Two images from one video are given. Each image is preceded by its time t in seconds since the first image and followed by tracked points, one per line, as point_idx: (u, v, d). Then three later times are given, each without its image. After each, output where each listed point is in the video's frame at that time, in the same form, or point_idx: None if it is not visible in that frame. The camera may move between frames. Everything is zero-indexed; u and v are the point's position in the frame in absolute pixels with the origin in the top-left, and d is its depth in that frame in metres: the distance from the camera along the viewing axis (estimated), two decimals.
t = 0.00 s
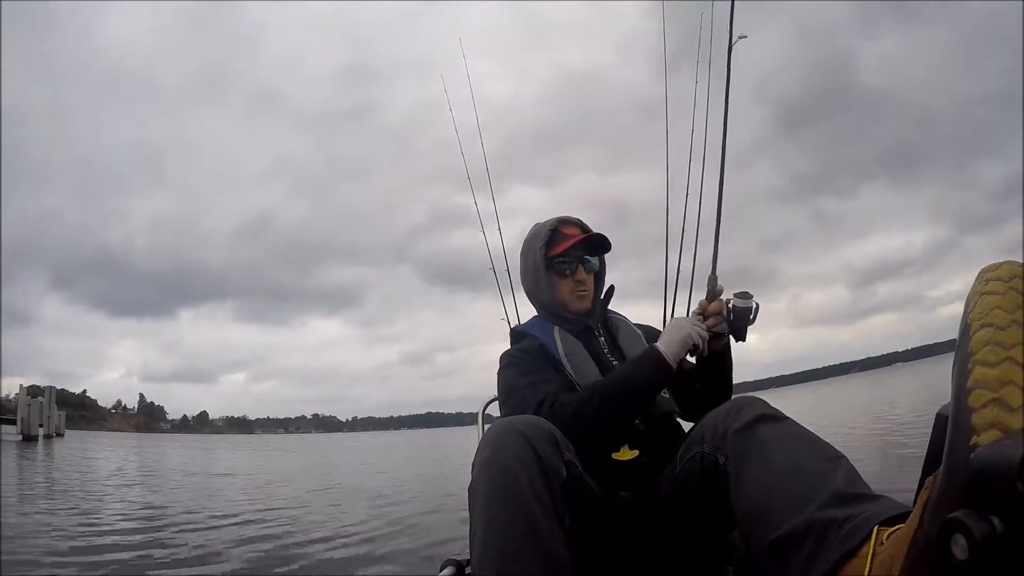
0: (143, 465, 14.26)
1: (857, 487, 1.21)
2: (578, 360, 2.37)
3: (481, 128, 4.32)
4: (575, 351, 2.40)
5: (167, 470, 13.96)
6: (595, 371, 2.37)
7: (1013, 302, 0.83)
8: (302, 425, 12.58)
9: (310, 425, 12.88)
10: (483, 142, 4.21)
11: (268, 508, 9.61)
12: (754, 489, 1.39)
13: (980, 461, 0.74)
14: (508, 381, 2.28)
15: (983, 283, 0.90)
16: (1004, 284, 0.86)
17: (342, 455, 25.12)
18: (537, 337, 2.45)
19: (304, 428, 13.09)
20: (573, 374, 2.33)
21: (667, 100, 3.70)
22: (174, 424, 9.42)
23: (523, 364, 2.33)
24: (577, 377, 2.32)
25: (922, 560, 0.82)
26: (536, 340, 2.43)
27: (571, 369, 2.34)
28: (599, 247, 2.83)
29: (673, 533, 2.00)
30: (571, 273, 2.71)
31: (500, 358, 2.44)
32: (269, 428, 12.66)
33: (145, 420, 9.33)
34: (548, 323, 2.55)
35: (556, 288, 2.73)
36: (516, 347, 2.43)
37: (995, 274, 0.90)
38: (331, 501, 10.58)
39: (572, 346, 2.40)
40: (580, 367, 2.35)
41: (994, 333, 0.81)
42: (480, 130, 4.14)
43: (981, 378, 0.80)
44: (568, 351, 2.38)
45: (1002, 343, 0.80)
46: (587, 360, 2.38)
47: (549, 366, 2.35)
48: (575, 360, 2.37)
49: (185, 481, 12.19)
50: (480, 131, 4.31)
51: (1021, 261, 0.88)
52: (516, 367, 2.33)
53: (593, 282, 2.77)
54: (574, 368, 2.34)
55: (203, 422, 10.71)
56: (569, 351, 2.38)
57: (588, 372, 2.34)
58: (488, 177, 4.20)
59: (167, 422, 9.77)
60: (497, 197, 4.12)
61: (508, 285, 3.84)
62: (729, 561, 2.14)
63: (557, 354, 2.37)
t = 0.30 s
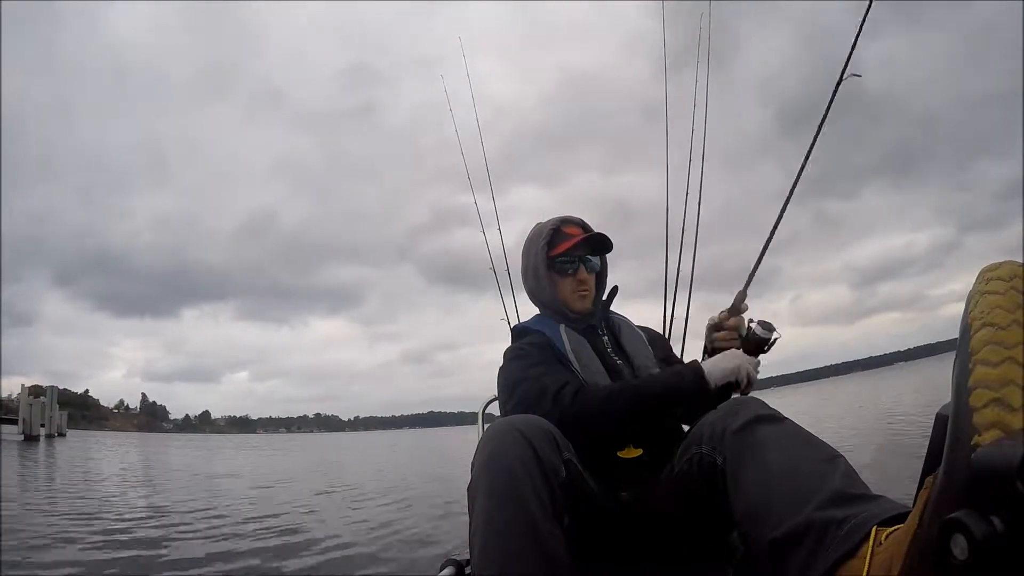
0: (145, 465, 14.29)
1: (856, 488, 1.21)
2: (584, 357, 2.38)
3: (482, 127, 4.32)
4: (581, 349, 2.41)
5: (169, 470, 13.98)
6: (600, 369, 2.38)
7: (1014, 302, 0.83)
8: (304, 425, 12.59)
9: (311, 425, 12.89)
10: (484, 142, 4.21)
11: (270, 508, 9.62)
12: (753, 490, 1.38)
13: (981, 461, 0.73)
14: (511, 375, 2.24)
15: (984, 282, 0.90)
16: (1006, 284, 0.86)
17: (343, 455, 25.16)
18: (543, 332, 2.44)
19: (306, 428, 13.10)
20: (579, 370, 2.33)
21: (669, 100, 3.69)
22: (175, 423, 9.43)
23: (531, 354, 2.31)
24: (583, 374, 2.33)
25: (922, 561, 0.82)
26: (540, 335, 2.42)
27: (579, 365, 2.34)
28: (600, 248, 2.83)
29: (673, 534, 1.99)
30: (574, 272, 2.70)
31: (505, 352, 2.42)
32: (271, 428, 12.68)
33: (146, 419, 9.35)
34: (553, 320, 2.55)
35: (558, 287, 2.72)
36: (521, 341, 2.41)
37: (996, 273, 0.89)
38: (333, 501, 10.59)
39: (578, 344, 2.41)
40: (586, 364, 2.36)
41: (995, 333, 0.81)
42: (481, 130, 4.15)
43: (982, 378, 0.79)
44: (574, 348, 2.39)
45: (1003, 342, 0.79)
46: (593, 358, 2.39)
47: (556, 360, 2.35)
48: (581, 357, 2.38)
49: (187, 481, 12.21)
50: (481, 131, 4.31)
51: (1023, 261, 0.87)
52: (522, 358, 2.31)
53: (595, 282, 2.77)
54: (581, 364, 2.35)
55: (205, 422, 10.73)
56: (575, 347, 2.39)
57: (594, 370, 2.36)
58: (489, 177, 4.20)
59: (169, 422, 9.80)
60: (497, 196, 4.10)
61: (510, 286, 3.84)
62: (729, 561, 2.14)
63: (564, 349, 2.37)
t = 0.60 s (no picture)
0: (147, 477, 14.24)
1: (855, 491, 1.21)
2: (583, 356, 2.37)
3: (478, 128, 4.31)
4: (580, 347, 2.40)
5: (171, 482, 13.94)
6: (599, 368, 2.37)
7: (1015, 303, 0.83)
8: (306, 433, 12.56)
9: (313, 433, 12.86)
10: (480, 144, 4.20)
11: (273, 519, 9.58)
12: (753, 493, 1.38)
13: (984, 465, 0.73)
14: (510, 373, 2.23)
15: (985, 283, 0.90)
16: (1007, 284, 0.86)
17: (346, 462, 25.14)
18: (542, 332, 2.44)
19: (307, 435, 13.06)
20: (578, 369, 2.32)
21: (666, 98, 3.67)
22: (177, 436, 9.39)
23: (529, 353, 2.30)
24: (582, 373, 2.32)
25: (923, 563, 0.82)
26: (541, 334, 2.41)
27: (577, 364, 2.33)
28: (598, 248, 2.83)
29: (673, 533, 1.99)
30: (573, 272, 2.70)
31: (503, 351, 2.41)
32: (273, 437, 12.64)
33: (147, 433, 9.31)
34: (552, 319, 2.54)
35: (557, 287, 2.72)
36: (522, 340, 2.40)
37: (998, 274, 0.89)
38: (336, 509, 10.56)
39: (578, 343, 2.40)
40: (586, 363, 2.35)
41: (997, 334, 0.81)
42: (477, 131, 4.14)
43: (983, 380, 0.79)
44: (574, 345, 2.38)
45: (1005, 343, 0.79)
46: (592, 356, 2.38)
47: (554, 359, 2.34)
48: (580, 356, 2.37)
49: (189, 492, 12.16)
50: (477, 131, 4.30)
51: None
52: (520, 356, 2.30)
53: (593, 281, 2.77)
54: (580, 363, 2.34)
55: (206, 433, 10.68)
56: (574, 346, 2.38)
57: (594, 368, 2.35)
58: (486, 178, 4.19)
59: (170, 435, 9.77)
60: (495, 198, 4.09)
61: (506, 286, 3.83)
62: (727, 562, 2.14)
63: (563, 348, 2.36)
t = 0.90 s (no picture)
0: (149, 479, 14.25)
1: (858, 493, 1.20)
2: (584, 355, 2.36)
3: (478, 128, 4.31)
4: (582, 347, 2.39)
5: (172, 484, 13.96)
6: (602, 368, 2.36)
7: (1017, 304, 0.82)
8: (307, 434, 12.57)
9: (314, 434, 12.86)
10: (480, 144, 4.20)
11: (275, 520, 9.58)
12: (755, 495, 1.37)
13: (985, 466, 0.73)
14: (512, 373, 2.23)
15: (986, 284, 0.90)
16: (1008, 285, 0.85)
17: (347, 463, 25.15)
18: (544, 332, 2.43)
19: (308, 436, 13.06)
20: (580, 369, 2.31)
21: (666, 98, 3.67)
22: (179, 437, 9.39)
23: (530, 354, 2.30)
24: (585, 374, 2.31)
25: (924, 565, 0.81)
26: (542, 334, 2.41)
27: (579, 365, 2.32)
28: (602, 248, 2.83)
29: (674, 534, 1.99)
30: (576, 273, 2.69)
31: (505, 351, 2.41)
32: (275, 438, 12.65)
33: (149, 434, 9.32)
34: (554, 319, 2.53)
35: (559, 287, 2.72)
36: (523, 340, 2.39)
37: (999, 275, 0.89)
38: (337, 510, 10.55)
39: (579, 342, 2.40)
40: (586, 363, 2.35)
41: (998, 335, 0.80)
42: (477, 132, 4.14)
43: (986, 381, 0.79)
44: (574, 345, 2.38)
45: (1006, 344, 0.79)
46: (595, 356, 2.37)
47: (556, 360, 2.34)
48: (582, 356, 2.36)
49: (190, 494, 12.17)
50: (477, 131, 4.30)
51: None
52: (522, 357, 2.30)
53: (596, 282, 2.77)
54: (582, 363, 2.33)
55: (207, 435, 10.69)
56: (576, 346, 2.38)
57: (595, 368, 2.34)
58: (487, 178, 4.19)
59: (171, 437, 9.77)
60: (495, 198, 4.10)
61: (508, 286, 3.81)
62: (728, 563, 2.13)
63: (564, 348, 2.36)
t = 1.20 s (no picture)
0: (150, 475, 14.29)
1: (858, 493, 1.19)
2: (586, 355, 2.35)
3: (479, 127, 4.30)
4: (584, 346, 2.38)
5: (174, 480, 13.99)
6: (603, 368, 2.35)
7: (1018, 304, 0.81)
8: (308, 431, 12.58)
9: (316, 431, 12.87)
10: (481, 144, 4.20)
11: (276, 516, 9.58)
12: (755, 494, 1.36)
13: (985, 466, 0.72)
14: (514, 373, 2.22)
15: (986, 283, 0.88)
16: (1008, 285, 0.84)
17: (349, 461, 25.18)
18: (546, 331, 2.42)
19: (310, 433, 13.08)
20: (582, 369, 2.30)
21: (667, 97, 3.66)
22: (180, 433, 9.40)
23: (532, 354, 2.29)
24: (586, 373, 2.30)
25: (924, 566, 0.81)
26: (547, 335, 2.38)
27: (581, 364, 2.31)
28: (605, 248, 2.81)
29: (674, 534, 1.98)
30: (581, 274, 2.68)
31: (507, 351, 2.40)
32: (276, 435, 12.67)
33: (151, 430, 9.33)
34: (555, 319, 2.52)
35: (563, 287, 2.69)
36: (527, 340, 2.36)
37: (1000, 275, 0.87)
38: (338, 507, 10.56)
39: (580, 342, 2.38)
40: (588, 362, 2.34)
41: (999, 334, 0.79)
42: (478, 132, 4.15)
43: (987, 381, 0.78)
44: (576, 345, 2.36)
45: (1007, 343, 0.78)
46: (597, 356, 2.36)
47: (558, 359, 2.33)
48: (584, 355, 2.35)
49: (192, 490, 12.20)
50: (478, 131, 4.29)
51: None
52: (522, 357, 2.29)
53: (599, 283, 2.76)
54: (584, 362, 2.32)
55: (209, 431, 10.71)
56: (577, 345, 2.36)
57: (596, 367, 2.33)
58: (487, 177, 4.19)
59: (173, 433, 9.80)
60: (496, 197, 4.11)
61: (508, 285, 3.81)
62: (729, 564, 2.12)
63: (566, 347, 2.35)
